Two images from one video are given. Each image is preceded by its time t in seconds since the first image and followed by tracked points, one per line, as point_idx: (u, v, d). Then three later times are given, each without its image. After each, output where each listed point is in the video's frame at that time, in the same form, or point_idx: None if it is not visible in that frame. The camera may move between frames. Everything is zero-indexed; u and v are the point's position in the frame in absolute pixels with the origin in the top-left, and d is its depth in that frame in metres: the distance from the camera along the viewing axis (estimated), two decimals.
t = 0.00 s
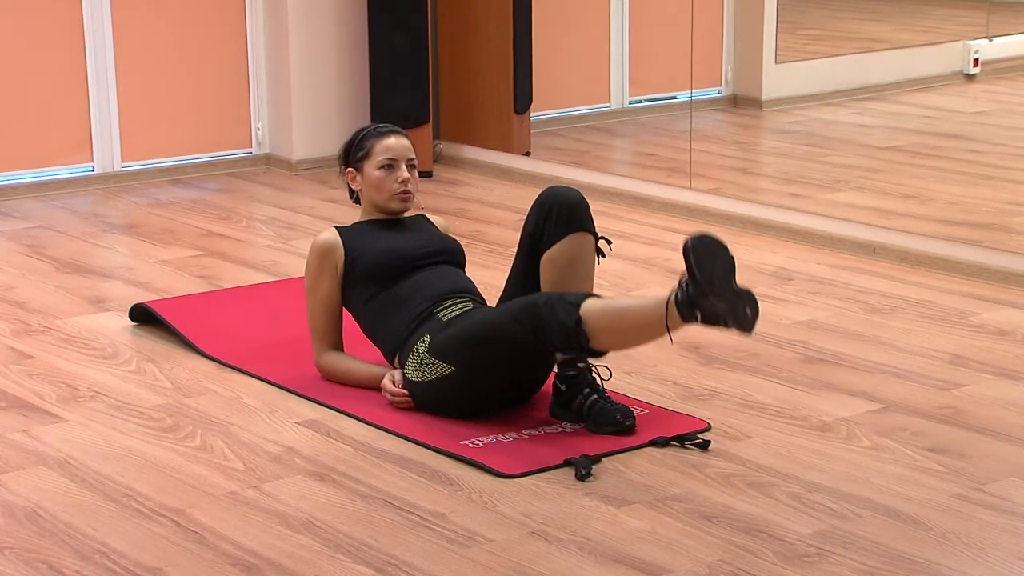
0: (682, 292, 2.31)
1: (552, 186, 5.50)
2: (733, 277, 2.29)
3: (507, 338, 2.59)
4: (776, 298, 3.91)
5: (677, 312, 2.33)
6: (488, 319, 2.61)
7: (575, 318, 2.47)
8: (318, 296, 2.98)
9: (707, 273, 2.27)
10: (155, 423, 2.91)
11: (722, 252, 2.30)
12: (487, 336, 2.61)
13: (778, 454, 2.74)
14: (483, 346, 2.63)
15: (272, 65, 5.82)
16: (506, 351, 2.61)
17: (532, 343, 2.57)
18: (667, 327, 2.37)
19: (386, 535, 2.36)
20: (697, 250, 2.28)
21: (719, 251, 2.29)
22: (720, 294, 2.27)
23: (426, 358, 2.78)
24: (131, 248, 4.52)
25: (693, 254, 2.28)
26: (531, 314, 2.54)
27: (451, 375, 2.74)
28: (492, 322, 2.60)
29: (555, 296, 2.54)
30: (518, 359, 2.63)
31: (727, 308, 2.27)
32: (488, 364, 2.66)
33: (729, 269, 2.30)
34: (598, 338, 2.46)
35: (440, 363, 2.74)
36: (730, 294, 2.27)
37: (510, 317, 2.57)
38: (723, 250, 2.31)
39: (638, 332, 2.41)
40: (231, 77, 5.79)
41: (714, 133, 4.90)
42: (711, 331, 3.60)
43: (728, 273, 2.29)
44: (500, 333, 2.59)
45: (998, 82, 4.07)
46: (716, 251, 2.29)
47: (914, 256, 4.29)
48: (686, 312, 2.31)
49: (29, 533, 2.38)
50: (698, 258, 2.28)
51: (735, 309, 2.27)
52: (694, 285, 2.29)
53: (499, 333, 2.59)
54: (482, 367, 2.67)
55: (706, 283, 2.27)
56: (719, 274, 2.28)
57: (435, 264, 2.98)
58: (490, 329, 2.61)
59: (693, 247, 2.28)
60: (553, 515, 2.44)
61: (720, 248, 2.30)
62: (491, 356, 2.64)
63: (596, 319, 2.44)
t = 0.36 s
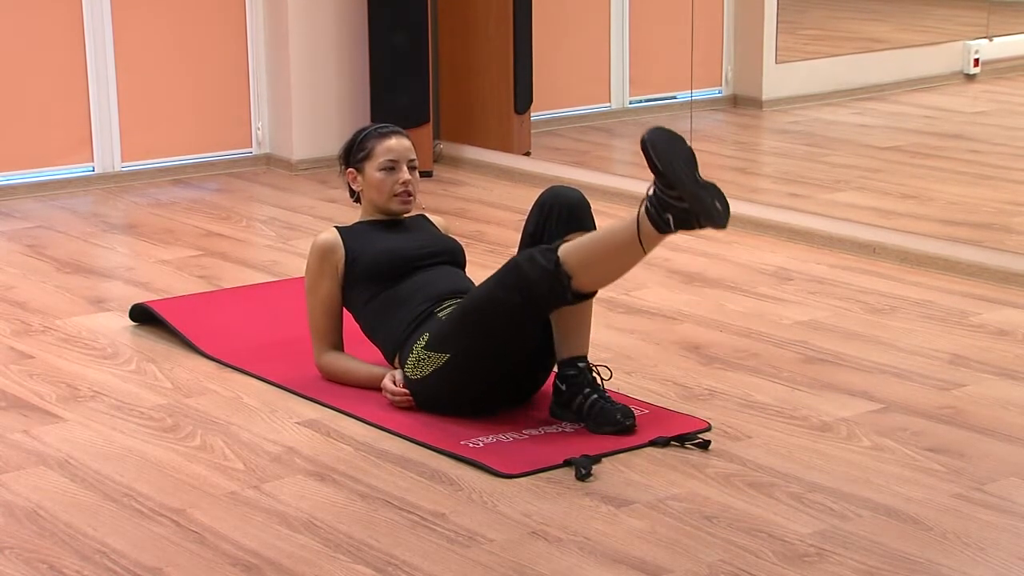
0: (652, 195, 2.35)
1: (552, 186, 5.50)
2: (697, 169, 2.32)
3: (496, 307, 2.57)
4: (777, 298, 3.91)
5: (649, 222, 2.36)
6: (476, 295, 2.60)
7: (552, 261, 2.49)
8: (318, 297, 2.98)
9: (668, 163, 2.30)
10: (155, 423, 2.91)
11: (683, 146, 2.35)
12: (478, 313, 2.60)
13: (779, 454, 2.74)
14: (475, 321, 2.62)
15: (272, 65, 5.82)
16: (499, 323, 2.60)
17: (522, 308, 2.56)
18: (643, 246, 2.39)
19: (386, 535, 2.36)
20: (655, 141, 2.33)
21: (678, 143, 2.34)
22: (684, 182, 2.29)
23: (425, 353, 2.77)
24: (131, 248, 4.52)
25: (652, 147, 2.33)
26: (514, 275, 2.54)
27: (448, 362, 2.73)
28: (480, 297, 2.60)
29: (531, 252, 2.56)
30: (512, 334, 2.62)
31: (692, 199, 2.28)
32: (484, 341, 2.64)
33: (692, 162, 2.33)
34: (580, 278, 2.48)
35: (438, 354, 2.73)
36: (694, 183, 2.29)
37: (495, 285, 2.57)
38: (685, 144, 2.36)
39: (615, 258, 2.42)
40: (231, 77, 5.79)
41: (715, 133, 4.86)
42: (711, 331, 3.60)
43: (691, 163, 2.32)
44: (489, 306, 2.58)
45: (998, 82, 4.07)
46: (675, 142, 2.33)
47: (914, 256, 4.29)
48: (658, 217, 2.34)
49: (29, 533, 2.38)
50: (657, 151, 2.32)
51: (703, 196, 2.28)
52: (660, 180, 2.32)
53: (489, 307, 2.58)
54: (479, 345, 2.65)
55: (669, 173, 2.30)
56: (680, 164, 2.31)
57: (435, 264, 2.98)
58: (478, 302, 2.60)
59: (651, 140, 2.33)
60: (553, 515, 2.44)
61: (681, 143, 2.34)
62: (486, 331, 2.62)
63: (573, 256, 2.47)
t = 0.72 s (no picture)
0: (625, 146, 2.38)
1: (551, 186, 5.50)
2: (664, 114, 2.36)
3: (485, 293, 2.57)
4: (777, 299, 3.91)
5: (625, 176, 2.38)
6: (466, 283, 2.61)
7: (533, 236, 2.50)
8: (318, 298, 2.99)
9: (636, 109, 2.35)
10: (155, 424, 2.91)
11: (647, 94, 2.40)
12: (470, 302, 2.60)
13: (778, 454, 2.74)
14: (466, 310, 2.62)
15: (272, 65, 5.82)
16: (490, 311, 2.59)
17: (511, 293, 2.55)
18: (618, 201, 2.42)
19: (386, 535, 2.36)
20: (620, 91, 2.38)
21: (643, 91, 2.39)
22: (652, 126, 2.33)
23: (424, 351, 2.77)
24: (131, 248, 4.52)
25: (617, 95, 2.38)
26: (499, 259, 2.54)
27: (447, 356, 2.72)
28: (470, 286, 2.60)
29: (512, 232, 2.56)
30: (506, 322, 2.61)
31: (662, 143, 2.31)
32: (478, 329, 2.63)
33: (658, 108, 2.37)
34: (565, 247, 2.49)
35: (436, 349, 2.73)
36: (663, 127, 2.32)
37: (482, 271, 2.57)
38: (650, 93, 2.41)
39: (594, 218, 2.44)
40: (231, 77, 5.79)
41: (714, 133, 4.86)
42: (711, 331, 3.60)
43: (657, 108, 2.37)
44: (479, 294, 2.58)
45: (998, 82, 4.07)
46: (639, 91, 2.39)
47: (914, 256, 4.29)
48: (632, 168, 2.36)
49: (29, 533, 2.38)
50: (623, 100, 2.37)
51: (671, 137, 2.31)
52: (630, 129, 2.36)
53: (479, 295, 2.58)
54: (473, 334, 2.64)
55: (637, 120, 2.34)
56: (647, 110, 2.35)
57: (435, 264, 2.98)
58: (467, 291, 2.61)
59: (615, 88, 2.39)
60: (554, 515, 2.44)
61: (646, 92, 2.39)
62: (478, 318, 2.61)
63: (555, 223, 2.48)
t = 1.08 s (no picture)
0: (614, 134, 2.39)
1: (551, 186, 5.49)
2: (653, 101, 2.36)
3: (479, 289, 2.58)
4: (776, 299, 3.91)
5: (615, 165, 2.39)
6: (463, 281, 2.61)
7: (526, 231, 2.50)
8: (318, 298, 2.99)
9: (624, 97, 2.35)
10: (155, 423, 2.91)
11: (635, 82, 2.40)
12: (466, 299, 2.61)
13: (778, 454, 2.74)
14: (463, 308, 2.63)
15: (272, 65, 5.82)
16: (487, 308, 2.59)
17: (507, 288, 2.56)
18: (609, 192, 2.42)
19: (386, 535, 2.36)
20: (607, 79, 2.38)
21: (631, 78, 2.39)
22: (641, 113, 2.33)
23: (422, 351, 2.77)
24: (131, 248, 4.52)
25: (607, 85, 2.38)
26: (495, 255, 2.54)
27: (445, 355, 2.71)
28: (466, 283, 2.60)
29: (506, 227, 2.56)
30: (503, 318, 2.61)
31: (652, 130, 2.32)
32: (476, 326, 2.63)
33: (646, 95, 2.37)
34: (559, 240, 2.49)
35: (433, 349, 2.73)
36: (652, 114, 2.33)
37: (478, 267, 2.58)
38: (638, 79, 2.41)
39: (586, 209, 2.44)
40: (231, 77, 5.79)
41: (714, 132, 4.89)
42: (711, 331, 3.60)
43: (645, 95, 2.37)
44: (475, 291, 2.59)
45: (998, 82, 4.07)
46: (627, 79, 2.39)
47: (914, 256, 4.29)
48: (623, 156, 2.37)
49: (29, 533, 2.38)
50: (611, 88, 2.37)
51: (661, 124, 2.32)
52: (619, 118, 2.36)
53: (475, 290, 2.59)
54: (472, 331, 2.64)
55: (626, 108, 2.34)
56: (635, 97, 2.35)
57: (435, 265, 2.98)
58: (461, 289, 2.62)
59: (603, 78, 2.39)
60: (553, 515, 2.44)
61: (634, 79, 2.40)
62: (474, 316, 2.61)
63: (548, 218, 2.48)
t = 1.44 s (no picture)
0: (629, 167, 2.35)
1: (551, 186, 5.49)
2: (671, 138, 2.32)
3: (485, 300, 2.57)
4: (776, 298, 3.91)
5: (628, 195, 2.36)
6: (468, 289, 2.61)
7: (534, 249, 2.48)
8: (318, 298, 2.99)
9: (641, 133, 2.31)
10: (155, 423, 2.91)
11: (653, 115, 2.36)
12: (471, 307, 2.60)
13: (779, 454, 2.74)
14: (467, 317, 2.62)
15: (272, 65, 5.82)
16: (490, 317, 2.59)
17: (512, 301, 2.55)
18: (621, 221, 2.39)
19: (386, 535, 2.36)
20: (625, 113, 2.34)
21: (649, 113, 2.34)
22: (657, 152, 2.29)
23: (422, 352, 2.77)
24: (131, 248, 4.52)
25: (624, 118, 2.34)
26: (501, 268, 2.53)
27: (447, 360, 2.72)
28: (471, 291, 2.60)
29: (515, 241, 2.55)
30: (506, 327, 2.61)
31: (668, 168, 2.28)
32: (480, 334, 2.63)
33: (664, 130, 2.33)
34: (567, 261, 2.48)
35: (435, 353, 2.73)
36: (669, 152, 2.29)
37: (484, 278, 2.57)
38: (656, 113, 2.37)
39: (596, 236, 2.42)
40: (231, 77, 5.79)
41: (713, 132, 4.86)
42: (711, 331, 3.60)
43: (663, 131, 2.33)
44: (479, 301, 2.58)
45: (998, 82, 4.07)
46: (645, 113, 2.34)
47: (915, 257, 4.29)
48: (636, 189, 2.34)
49: (29, 533, 2.38)
50: (628, 122, 2.33)
51: (678, 163, 2.28)
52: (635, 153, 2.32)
53: (479, 299, 2.58)
54: (475, 338, 2.64)
55: (642, 144, 2.30)
56: (652, 133, 2.31)
57: (435, 265, 2.98)
58: (467, 297, 2.61)
59: (620, 111, 2.34)
60: (553, 515, 2.44)
61: (652, 114, 2.35)
62: (478, 324, 2.61)
63: (557, 239, 2.46)
